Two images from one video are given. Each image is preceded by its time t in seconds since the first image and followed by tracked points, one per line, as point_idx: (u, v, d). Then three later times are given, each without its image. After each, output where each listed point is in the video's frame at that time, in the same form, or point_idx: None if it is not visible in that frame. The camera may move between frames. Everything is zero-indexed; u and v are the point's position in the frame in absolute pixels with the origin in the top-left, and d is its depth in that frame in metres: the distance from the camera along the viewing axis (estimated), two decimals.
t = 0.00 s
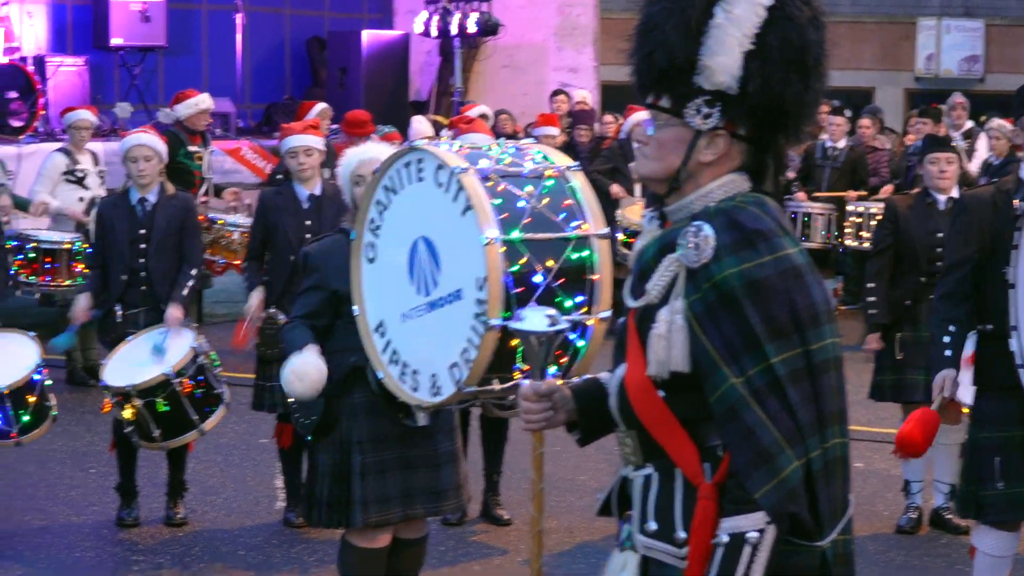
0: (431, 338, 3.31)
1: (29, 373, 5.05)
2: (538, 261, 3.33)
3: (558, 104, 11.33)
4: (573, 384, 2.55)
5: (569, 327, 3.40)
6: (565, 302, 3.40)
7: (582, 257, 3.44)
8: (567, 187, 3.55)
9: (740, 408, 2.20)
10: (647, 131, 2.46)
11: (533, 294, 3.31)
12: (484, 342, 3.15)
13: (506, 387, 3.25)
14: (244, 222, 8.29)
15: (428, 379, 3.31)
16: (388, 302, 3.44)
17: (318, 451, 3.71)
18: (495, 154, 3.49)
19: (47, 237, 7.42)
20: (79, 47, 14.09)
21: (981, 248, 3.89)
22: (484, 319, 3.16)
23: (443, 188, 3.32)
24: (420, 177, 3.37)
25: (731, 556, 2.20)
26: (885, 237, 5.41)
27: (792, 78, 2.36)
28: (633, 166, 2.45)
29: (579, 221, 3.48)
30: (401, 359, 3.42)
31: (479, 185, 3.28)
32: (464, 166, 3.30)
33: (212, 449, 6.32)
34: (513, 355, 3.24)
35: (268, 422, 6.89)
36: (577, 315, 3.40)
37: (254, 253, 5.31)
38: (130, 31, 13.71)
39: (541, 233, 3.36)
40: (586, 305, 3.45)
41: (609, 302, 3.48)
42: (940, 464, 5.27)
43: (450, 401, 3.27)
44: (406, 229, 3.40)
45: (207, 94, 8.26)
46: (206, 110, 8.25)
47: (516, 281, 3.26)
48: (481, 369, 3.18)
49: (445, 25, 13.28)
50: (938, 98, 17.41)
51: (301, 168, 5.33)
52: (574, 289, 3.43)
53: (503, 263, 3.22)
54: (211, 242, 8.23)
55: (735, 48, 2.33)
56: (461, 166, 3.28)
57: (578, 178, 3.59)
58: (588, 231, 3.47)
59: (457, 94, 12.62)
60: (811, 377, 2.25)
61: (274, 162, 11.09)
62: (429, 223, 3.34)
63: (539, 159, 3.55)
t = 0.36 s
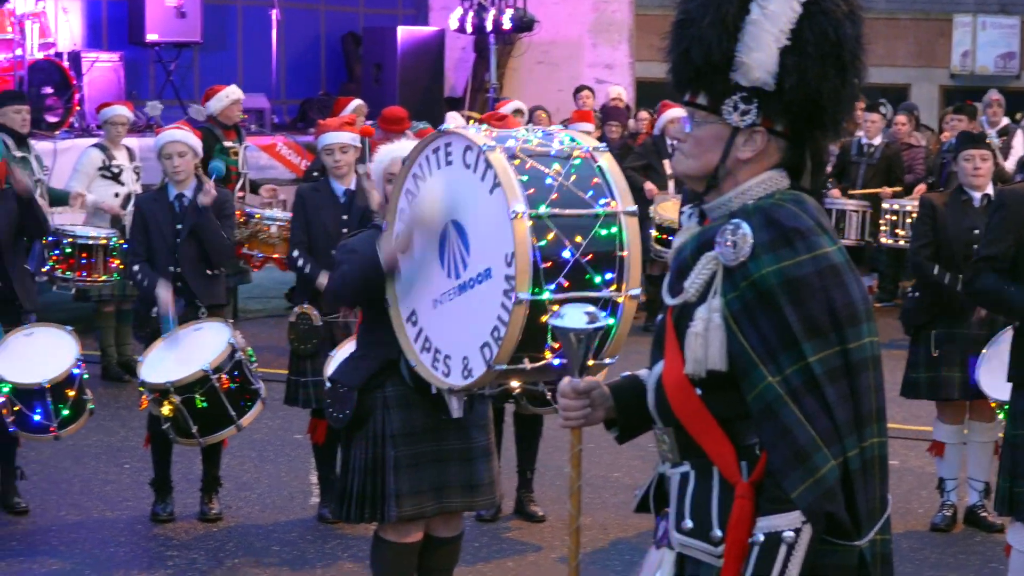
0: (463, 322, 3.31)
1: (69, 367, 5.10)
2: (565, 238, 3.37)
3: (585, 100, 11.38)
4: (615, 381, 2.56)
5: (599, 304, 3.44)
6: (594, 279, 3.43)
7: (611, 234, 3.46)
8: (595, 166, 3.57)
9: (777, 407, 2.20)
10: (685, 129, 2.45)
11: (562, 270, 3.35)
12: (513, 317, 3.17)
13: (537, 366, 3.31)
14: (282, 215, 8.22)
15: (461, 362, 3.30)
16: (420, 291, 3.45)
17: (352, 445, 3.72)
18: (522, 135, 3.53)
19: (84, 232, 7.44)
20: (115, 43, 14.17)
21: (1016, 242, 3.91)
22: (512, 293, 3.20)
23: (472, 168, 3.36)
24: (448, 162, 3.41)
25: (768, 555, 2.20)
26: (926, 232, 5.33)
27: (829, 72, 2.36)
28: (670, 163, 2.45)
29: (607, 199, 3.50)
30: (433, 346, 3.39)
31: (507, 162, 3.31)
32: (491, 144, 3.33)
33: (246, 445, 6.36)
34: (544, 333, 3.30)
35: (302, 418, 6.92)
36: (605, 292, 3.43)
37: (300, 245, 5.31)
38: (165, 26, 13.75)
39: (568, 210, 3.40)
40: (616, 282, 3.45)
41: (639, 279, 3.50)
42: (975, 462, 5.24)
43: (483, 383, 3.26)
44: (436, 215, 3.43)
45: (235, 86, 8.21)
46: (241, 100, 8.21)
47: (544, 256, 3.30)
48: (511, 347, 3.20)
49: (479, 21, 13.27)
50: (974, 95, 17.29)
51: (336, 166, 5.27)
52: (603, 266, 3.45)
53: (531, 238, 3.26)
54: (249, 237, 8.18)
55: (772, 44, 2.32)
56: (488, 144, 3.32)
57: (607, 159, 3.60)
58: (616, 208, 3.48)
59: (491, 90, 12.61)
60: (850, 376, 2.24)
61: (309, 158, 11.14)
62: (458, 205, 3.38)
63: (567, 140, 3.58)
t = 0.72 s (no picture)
0: (500, 321, 3.31)
1: (109, 366, 5.17)
2: (609, 239, 3.32)
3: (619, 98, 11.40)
4: (648, 380, 2.59)
5: (641, 307, 3.38)
6: (637, 282, 3.37)
7: (654, 238, 3.41)
8: (639, 170, 3.53)
9: (812, 406, 2.20)
10: (718, 128, 2.45)
11: (605, 272, 3.31)
12: (556, 317, 3.13)
13: (577, 368, 3.24)
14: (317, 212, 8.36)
15: (499, 361, 3.30)
16: (458, 291, 3.47)
17: (388, 444, 3.73)
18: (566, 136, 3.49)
19: (118, 232, 7.54)
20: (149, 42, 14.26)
21: None
22: (555, 293, 3.15)
23: (516, 167, 3.30)
24: (492, 159, 3.37)
25: (805, 553, 2.21)
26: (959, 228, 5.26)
27: (861, 68, 2.36)
28: (705, 162, 2.45)
29: (650, 201, 3.47)
30: (471, 344, 3.42)
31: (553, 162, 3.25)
32: (537, 144, 3.28)
33: (280, 443, 6.39)
34: (584, 335, 3.24)
35: (336, 416, 6.96)
36: (648, 295, 3.37)
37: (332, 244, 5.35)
38: (199, 25, 13.83)
39: (613, 211, 3.35)
40: (658, 286, 3.41)
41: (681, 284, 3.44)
42: (1010, 460, 5.22)
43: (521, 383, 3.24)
44: (474, 212, 3.42)
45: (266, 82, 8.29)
46: (271, 96, 8.27)
47: (588, 257, 3.27)
48: (552, 348, 3.17)
49: (513, 19, 13.29)
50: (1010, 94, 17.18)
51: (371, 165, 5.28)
52: (646, 270, 3.40)
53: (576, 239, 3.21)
54: (284, 233, 8.32)
55: (804, 41, 2.32)
56: (534, 143, 3.27)
57: (649, 161, 3.56)
58: (659, 212, 3.45)
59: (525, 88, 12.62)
60: (885, 373, 2.23)
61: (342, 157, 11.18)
62: (498, 205, 3.35)
63: (611, 143, 3.55)
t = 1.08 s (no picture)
0: (532, 330, 3.31)
1: (144, 363, 5.17)
2: (638, 253, 3.29)
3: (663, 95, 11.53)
4: (679, 375, 2.58)
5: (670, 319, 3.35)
6: (666, 294, 3.34)
7: (683, 249, 3.39)
8: (667, 177, 3.50)
9: (843, 402, 2.19)
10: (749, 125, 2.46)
11: (635, 286, 3.28)
12: (585, 334, 3.12)
13: (610, 381, 3.22)
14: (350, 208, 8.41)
15: (532, 372, 3.31)
16: (490, 294, 3.47)
17: (422, 446, 3.77)
18: (595, 145, 3.49)
19: (152, 229, 7.59)
20: (183, 38, 14.35)
21: None
22: (585, 311, 3.14)
23: (543, 180, 3.32)
24: (520, 171, 3.38)
25: (834, 551, 2.19)
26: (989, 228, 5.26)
27: (894, 64, 2.35)
28: (736, 160, 2.46)
29: (680, 211, 3.43)
30: (503, 353, 3.41)
31: (579, 177, 3.26)
32: (564, 159, 3.29)
33: (313, 439, 6.43)
34: (615, 348, 3.21)
35: (369, 412, 6.99)
36: (678, 307, 3.35)
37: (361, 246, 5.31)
38: (232, 21, 13.89)
39: (643, 224, 3.33)
40: (688, 296, 3.37)
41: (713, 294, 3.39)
42: None
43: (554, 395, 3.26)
44: (507, 219, 3.41)
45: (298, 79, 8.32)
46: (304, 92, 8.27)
47: (617, 273, 3.24)
48: (584, 362, 3.16)
49: (546, 16, 13.29)
50: None
51: (405, 159, 5.39)
52: (676, 281, 3.37)
53: (604, 255, 3.20)
54: (318, 229, 8.37)
55: (835, 38, 2.32)
56: (560, 159, 3.27)
57: (678, 168, 3.53)
58: (689, 221, 3.41)
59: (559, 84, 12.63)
60: (916, 370, 2.23)
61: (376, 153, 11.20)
62: (527, 214, 3.35)
63: (639, 150, 3.53)
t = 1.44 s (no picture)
0: (561, 322, 3.33)
1: (169, 359, 5.18)
2: (670, 246, 3.32)
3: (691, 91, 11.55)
4: (706, 371, 2.62)
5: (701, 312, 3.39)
6: (697, 287, 3.38)
7: (715, 242, 3.41)
8: (701, 171, 3.51)
9: (875, 397, 2.20)
10: (776, 122, 2.47)
11: (667, 278, 3.30)
12: (615, 325, 3.14)
13: (638, 372, 3.23)
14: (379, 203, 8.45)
15: (561, 363, 3.31)
16: (520, 287, 3.49)
17: (449, 436, 3.79)
18: (628, 138, 3.50)
19: (182, 223, 7.67)
20: (213, 35, 14.44)
21: None
22: (615, 302, 3.16)
23: (577, 171, 3.33)
24: (553, 161, 3.39)
25: (871, 546, 2.21)
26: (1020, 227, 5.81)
27: (917, 58, 2.36)
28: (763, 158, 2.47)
29: (712, 206, 3.45)
30: (533, 344, 3.42)
31: (613, 168, 3.28)
32: (598, 150, 3.30)
33: (344, 435, 6.47)
34: (645, 339, 3.22)
35: (399, 409, 7.02)
36: (709, 300, 3.38)
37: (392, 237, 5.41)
38: (263, 18, 14.00)
39: (674, 217, 3.35)
40: (719, 290, 3.41)
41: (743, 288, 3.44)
42: None
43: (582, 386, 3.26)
44: (537, 214, 3.43)
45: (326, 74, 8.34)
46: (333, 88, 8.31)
47: (648, 264, 3.25)
48: (613, 354, 3.17)
49: (576, 12, 13.30)
50: None
51: (434, 156, 5.43)
52: (707, 274, 3.40)
53: (636, 247, 3.22)
54: (347, 224, 8.44)
55: (859, 34, 2.33)
56: (594, 149, 3.29)
57: (712, 163, 3.54)
58: (721, 215, 3.43)
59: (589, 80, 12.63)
60: (946, 364, 2.23)
61: (406, 149, 11.24)
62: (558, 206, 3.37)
63: (673, 144, 3.54)
